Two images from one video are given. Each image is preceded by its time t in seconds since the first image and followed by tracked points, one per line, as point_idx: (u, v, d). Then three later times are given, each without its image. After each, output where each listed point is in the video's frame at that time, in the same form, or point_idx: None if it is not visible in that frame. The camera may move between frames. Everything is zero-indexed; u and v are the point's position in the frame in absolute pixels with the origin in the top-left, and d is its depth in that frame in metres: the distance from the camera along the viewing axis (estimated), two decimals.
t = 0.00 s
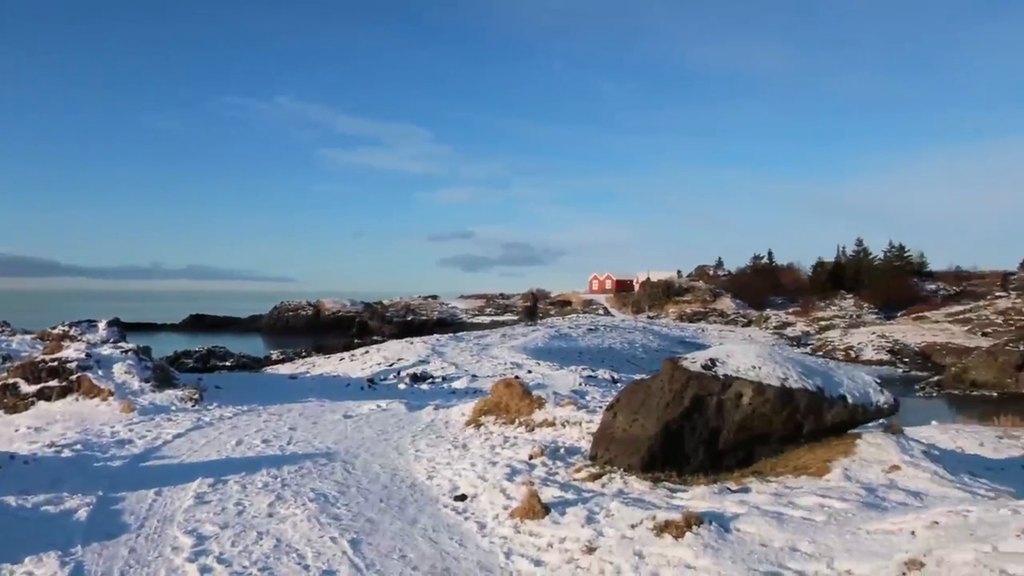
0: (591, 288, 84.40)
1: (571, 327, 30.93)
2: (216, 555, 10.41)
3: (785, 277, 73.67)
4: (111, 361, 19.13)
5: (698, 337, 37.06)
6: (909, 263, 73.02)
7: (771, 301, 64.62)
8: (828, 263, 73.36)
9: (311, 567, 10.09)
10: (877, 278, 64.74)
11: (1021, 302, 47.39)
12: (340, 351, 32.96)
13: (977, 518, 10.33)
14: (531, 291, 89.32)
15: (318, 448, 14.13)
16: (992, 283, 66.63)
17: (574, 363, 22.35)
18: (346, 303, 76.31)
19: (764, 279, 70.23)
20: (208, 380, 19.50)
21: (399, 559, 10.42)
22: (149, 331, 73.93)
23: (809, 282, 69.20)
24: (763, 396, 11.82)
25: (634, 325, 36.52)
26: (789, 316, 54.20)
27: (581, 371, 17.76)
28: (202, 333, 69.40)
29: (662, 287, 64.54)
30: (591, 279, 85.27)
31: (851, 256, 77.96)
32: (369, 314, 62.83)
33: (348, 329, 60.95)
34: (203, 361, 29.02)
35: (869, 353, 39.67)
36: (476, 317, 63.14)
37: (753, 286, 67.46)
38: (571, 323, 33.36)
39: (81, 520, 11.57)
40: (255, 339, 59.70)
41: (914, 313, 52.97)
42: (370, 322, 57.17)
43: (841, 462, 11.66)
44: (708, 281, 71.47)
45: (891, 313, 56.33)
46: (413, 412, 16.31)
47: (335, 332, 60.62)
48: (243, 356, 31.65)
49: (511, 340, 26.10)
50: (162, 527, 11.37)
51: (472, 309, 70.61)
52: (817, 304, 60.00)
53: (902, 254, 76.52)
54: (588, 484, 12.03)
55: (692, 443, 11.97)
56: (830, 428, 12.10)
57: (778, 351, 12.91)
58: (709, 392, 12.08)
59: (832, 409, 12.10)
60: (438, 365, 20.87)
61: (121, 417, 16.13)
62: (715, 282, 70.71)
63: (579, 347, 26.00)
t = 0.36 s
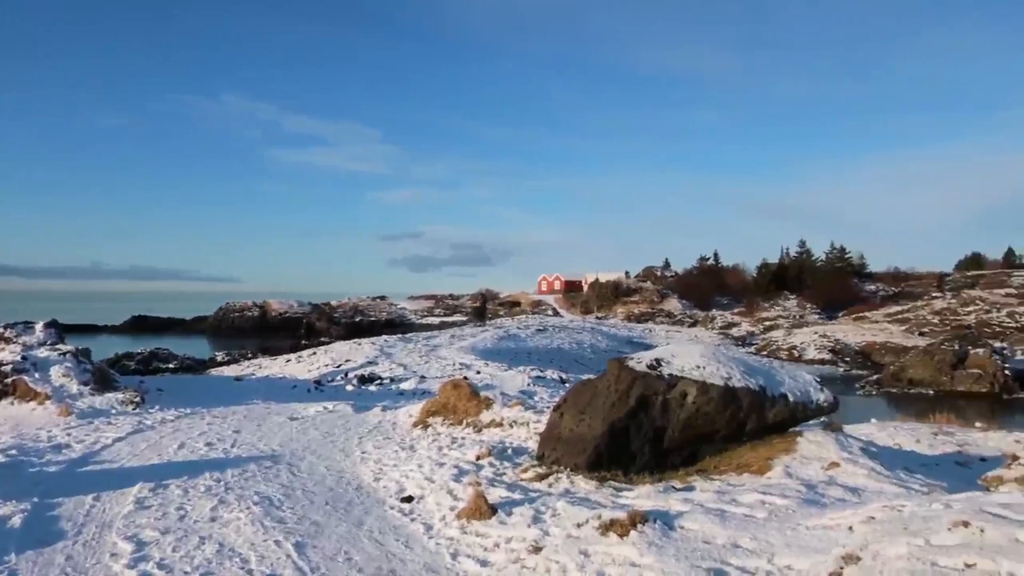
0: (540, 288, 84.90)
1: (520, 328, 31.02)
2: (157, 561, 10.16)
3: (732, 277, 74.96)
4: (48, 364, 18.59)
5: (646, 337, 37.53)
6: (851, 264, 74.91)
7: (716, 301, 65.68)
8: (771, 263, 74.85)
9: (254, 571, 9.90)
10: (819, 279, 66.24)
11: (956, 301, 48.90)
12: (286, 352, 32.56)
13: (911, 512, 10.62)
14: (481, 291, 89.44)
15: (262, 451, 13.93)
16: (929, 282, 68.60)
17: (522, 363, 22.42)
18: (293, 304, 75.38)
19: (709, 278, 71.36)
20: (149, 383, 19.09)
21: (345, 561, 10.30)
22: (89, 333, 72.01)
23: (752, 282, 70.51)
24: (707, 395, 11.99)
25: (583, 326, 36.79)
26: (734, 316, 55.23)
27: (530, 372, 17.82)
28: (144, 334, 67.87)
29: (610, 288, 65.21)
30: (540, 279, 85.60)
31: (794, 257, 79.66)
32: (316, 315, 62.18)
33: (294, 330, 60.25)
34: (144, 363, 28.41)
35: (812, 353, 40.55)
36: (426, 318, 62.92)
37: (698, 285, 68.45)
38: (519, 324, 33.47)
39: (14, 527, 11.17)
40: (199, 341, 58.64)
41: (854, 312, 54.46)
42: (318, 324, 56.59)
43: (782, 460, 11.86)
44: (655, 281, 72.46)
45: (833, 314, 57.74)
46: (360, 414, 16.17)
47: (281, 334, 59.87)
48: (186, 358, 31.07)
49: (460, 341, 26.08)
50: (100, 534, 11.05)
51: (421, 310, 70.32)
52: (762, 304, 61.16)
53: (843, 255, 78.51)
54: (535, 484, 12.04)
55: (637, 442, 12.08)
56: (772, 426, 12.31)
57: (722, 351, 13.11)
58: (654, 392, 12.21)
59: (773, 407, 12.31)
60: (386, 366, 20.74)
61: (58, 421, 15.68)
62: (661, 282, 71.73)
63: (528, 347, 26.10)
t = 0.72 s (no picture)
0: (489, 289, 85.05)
1: (470, 329, 31.00)
2: (91, 569, 9.87)
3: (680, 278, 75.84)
4: None
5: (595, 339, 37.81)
6: (795, 266, 76.46)
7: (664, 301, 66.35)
8: (717, 266, 75.94)
9: None
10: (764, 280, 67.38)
11: (895, 301, 49.98)
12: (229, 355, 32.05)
13: (847, 508, 10.85)
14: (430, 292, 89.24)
15: (204, 455, 13.69)
16: (869, 283, 70.71)
17: (470, 365, 22.41)
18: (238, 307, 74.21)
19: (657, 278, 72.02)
20: (88, 387, 18.64)
21: (286, 566, 10.14)
22: (25, 336, 69.94)
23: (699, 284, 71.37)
24: (650, 395, 12.12)
25: (531, 327, 36.94)
26: (681, 317, 55.98)
27: (478, 373, 17.81)
28: (82, 338, 66.14)
29: (560, 289, 65.52)
30: (489, 281, 85.86)
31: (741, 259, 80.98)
32: (262, 318, 61.37)
33: (239, 332, 59.34)
34: (82, 367, 27.72)
35: (756, 353, 41.23)
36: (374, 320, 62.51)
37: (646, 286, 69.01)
38: (468, 325, 33.47)
39: None
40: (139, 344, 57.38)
41: (798, 313, 55.62)
42: (263, 326, 55.83)
43: (724, 458, 12.01)
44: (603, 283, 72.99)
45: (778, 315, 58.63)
46: (306, 416, 16.00)
47: (226, 336, 58.92)
48: (124, 361, 30.40)
49: (408, 343, 25.98)
50: (32, 542, 10.70)
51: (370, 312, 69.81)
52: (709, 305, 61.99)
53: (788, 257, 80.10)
54: (480, 485, 12.02)
55: (582, 442, 12.14)
56: (714, 425, 12.48)
57: (665, 352, 13.24)
58: (599, 392, 12.29)
59: (716, 406, 12.49)
60: (334, 369, 20.54)
61: None
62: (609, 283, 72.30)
63: (477, 349, 26.11)
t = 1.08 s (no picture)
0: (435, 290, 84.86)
1: (416, 330, 30.90)
2: None
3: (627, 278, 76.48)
4: None
5: (541, 339, 37.99)
6: (737, 267, 77.83)
7: (609, 300, 66.78)
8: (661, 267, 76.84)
9: None
10: (708, 280, 68.36)
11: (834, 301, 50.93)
12: (166, 357, 31.44)
13: (781, 506, 11.03)
14: (378, 292, 88.71)
15: (139, 459, 13.40)
16: (809, 283, 72.47)
17: (416, 366, 22.31)
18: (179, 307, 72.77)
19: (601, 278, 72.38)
20: (19, 390, 18.10)
21: (222, 571, 9.93)
22: None
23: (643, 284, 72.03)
24: (592, 396, 12.21)
25: (475, 327, 36.97)
26: (627, 317, 56.61)
27: (423, 374, 17.73)
28: (14, 339, 64.20)
29: (506, 289, 65.62)
30: (437, 281, 85.73)
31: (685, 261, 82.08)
32: (204, 318, 60.33)
33: (179, 333, 58.21)
34: (14, 369, 26.94)
35: (699, 353, 41.79)
36: (319, 321, 61.90)
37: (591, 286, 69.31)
38: (414, 326, 33.32)
39: None
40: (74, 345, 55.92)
41: (740, 313, 56.66)
42: (204, 327, 54.89)
43: (664, 457, 12.13)
44: (550, 283, 73.34)
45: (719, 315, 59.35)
46: (246, 419, 15.77)
47: (166, 336, 57.76)
48: (55, 363, 29.60)
49: (353, 343, 25.79)
50: None
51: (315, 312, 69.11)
52: (653, 306, 62.70)
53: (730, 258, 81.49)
54: (422, 487, 11.95)
55: (525, 442, 12.17)
56: (655, 425, 12.64)
57: (607, 351, 13.33)
58: (541, 392, 12.33)
59: (657, 406, 12.67)
60: (276, 370, 20.28)
61: None
62: (554, 283, 72.70)
63: (423, 349, 26.01)
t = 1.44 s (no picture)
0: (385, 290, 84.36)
1: (365, 330, 30.71)
2: None
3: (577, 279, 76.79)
4: None
5: (492, 339, 38.03)
6: (686, 267, 78.72)
7: (560, 300, 66.95)
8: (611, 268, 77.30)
9: None
10: (657, 281, 68.98)
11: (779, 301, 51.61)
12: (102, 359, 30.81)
13: (723, 503, 11.16)
14: (329, 292, 87.95)
15: (75, 463, 13.11)
16: (755, 284, 73.63)
17: (364, 367, 22.17)
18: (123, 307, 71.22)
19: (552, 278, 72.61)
20: None
21: None
22: None
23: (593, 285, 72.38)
24: (538, 395, 12.28)
25: (426, 327, 36.83)
26: (577, 317, 56.93)
27: (371, 374, 17.61)
28: None
29: (457, 290, 65.48)
30: (387, 281, 85.28)
31: (635, 261, 82.77)
32: (147, 318, 59.14)
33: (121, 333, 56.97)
34: None
35: (647, 353, 42.17)
36: (267, 321, 61.14)
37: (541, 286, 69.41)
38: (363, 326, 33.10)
39: None
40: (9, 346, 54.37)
41: (688, 313, 57.38)
42: (147, 328, 53.83)
43: (609, 456, 12.20)
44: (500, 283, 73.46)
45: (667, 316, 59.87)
46: (188, 421, 15.53)
47: (107, 336, 56.50)
48: None
49: (301, 344, 25.53)
50: None
51: (263, 312, 68.17)
52: (603, 306, 63.10)
53: (679, 259, 82.40)
54: (367, 488, 11.85)
55: (471, 442, 12.16)
56: (601, 424, 12.75)
57: (553, 351, 13.41)
58: (487, 392, 12.35)
59: (602, 405, 12.81)
60: (221, 371, 20.00)
61: None
62: (504, 283, 72.80)
63: (373, 350, 25.86)
